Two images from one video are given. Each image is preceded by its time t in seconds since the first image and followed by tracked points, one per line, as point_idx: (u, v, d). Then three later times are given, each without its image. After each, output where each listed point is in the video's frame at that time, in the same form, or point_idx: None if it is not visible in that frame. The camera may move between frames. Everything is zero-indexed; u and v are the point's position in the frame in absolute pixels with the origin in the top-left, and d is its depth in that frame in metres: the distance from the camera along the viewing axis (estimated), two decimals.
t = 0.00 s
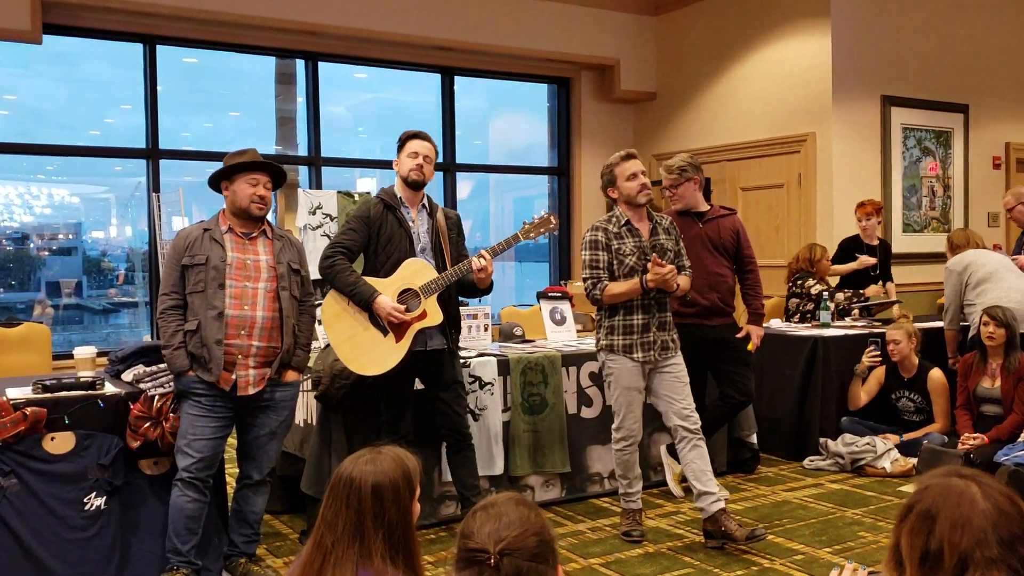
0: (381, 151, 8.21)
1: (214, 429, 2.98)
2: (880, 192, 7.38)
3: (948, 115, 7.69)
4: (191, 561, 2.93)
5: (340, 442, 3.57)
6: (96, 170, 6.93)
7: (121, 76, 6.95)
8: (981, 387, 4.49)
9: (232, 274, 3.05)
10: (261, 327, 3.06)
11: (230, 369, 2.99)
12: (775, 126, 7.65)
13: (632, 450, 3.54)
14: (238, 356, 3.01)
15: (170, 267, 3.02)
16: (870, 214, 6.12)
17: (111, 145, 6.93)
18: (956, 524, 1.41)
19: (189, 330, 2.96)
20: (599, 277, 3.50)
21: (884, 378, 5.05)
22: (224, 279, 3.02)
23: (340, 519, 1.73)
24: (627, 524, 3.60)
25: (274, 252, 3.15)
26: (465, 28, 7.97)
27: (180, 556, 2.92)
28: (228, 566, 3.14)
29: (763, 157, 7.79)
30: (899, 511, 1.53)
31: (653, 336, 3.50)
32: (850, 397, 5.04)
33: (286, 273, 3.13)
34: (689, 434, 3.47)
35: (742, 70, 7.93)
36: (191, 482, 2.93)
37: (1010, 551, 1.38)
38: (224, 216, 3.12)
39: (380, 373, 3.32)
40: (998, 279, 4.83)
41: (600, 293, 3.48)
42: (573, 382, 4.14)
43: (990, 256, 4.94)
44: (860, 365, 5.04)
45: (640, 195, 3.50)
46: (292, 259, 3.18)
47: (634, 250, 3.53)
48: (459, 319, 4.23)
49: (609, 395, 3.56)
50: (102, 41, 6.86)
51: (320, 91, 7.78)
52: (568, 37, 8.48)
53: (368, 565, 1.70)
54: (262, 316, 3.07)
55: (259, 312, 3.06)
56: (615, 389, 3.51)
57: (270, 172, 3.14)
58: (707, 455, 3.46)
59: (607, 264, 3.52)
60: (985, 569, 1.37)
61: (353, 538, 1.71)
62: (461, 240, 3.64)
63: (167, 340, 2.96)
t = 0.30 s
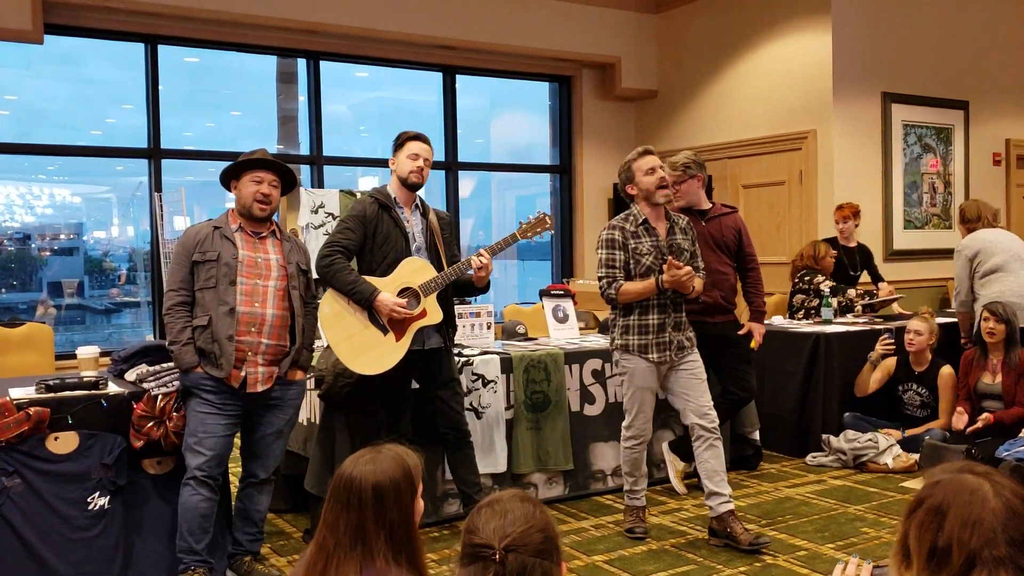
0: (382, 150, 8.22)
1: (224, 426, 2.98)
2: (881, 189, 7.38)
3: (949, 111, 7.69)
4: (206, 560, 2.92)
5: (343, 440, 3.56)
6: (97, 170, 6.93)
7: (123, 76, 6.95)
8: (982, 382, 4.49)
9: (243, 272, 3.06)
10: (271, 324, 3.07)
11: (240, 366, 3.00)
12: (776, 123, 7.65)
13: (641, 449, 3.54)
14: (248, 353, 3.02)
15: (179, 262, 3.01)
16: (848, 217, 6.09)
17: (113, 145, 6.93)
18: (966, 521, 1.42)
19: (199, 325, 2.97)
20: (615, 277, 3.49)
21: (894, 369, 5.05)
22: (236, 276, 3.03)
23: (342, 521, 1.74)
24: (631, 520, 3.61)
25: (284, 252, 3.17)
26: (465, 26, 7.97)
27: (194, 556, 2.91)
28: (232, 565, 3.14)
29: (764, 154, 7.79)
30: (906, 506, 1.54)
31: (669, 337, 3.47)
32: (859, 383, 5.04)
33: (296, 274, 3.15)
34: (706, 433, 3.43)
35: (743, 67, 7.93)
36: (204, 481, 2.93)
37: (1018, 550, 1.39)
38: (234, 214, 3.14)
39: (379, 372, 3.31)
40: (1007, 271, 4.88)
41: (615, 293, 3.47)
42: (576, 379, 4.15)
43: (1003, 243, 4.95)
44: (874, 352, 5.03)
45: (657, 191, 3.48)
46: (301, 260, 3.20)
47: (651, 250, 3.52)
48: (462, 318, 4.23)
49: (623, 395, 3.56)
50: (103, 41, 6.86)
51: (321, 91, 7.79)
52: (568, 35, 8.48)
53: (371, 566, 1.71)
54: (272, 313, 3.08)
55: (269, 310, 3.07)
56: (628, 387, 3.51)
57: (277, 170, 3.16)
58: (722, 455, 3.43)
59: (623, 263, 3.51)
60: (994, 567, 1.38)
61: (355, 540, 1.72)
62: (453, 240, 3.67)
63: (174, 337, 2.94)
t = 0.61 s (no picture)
0: (382, 149, 8.22)
1: (230, 422, 2.98)
2: (881, 187, 7.39)
3: (949, 110, 7.70)
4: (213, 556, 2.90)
5: (345, 440, 3.57)
6: (97, 170, 6.94)
7: (123, 76, 6.96)
8: (982, 380, 4.45)
9: (253, 270, 3.07)
10: (277, 323, 3.08)
11: (246, 363, 3.00)
12: (776, 122, 7.66)
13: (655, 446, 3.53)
14: (255, 350, 3.03)
15: (187, 257, 3.02)
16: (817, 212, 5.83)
17: (113, 145, 6.94)
18: (974, 520, 1.42)
19: (206, 320, 2.97)
20: (643, 270, 3.41)
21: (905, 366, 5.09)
22: (246, 273, 3.04)
23: (343, 530, 1.74)
24: (633, 519, 3.61)
25: (291, 254, 3.18)
26: (465, 26, 7.98)
27: (202, 552, 2.89)
28: (235, 565, 3.13)
29: (763, 153, 7.80)
30: (914, 503, 1.54)
31: (694, 334, 3.40)
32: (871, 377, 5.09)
33: (304, 276, 3.18)
34: (727, 437, 3.38)
35: (743, 66, 7.93)
36: (210, 476, 2.92)
37: None
38: (244, 213, 3.15)
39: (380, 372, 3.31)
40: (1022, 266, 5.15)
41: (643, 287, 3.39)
42: (577, 378, 4.15)
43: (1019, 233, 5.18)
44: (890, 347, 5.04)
45: (687, 183, 3.41)
46: (307, 262, 3.22)
47: (678, 245, 3.44)
48: (464, 317, 4.23)
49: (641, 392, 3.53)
50: (103, 41, 6.86)
51: (321, 90, 7.79)
52: (569, 34, 8.49)
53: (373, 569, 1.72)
54: (279, 312, 3.09)
55: (276, 308, 3.08)
56: (647, 386, 3.48)
57: (286, 167, 3.16)
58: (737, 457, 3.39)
59: (650, 257, 3.44)
60: (1002, 566, 1.39)
61: (358, 547, 1.73)
62: (453, 239, 3.67)
63: (181, 331, 2.95)
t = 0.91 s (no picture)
0: (382, 150, 8.22)
1: (237, 420, 2.99)
2: (881, 186, 7.39)
3: (948, 109, 7.71)
4: (235, 553, 2.87)
5: (348, 441, 3.57)
6: (97, 172, 6.94)
7: (122, 78, 6.95)
8: (984, 378, 4.43)
9: (255, 269, 3.08)
10: (279, 323, 3.08)
11: (247, 363, 3.00)
12: (775, 122, 7.66)
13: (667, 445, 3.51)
14: (256, 350, 3.02)
15: (190, 257, 3.02)
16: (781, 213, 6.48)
17: (113, 146, 6.93)
18: (978, 521, 1.42)
19: (208, 319, 2.98)
20: (677, 267, 3.39)
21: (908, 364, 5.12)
22: (248, 273, 3.05)
23: (341, 532, 1.74)
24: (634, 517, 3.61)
25: (293, 255, 3.20)
26: (464, 26, 7.98)
27: (224, 551, 2.85)
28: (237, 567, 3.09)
29: (763, 152, 7.80)
30: (917, 501, 1.55)
31: (724, 334, 3.38)
32: (876, 373, 5.04)
33: (305, 277, 3.19)
34: (741, 438, 3.36)
35: (742, 66, 7.94)
36: (224, 474, 2.91)
37: None
38: (247, 214, 3.15)
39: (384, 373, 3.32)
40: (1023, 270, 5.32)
41: (679, 284, 3.36)
42: (579, 378, 4.15)
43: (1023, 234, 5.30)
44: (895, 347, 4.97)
45: (723, 181, 3.42)
46: (308, 263, 3.24)
47: (712, 242, 3.43)
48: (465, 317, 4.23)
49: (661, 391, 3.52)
50: (102, 43, 6.86)
51: (320, 91, 7.79)
52: (568, 34, 8.49)
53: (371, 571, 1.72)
54: (280, 312, 3.09)
55: (278, 308, 3.08)
56: (670, 385, 3.47)
57: (291, 167, 3.16)
58: (747, 460, 3.39)
59: (684, 253, 3.41)
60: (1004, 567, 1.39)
61: (357, 548, 1.73)
62: (464, 238, 3.65)
63: (181, 330, 2.95)
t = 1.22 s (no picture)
0: (381, 150, 8.22)
1: (230, 425, 2.98)
2: (880, 187, 7.39)
3: (947, 109, 7.71)
4: (217, 561, 2.90)
5: (346, 442, 3.58)
6: (96, 172, 6.94)
7: (121, 78, 6.96)
8: (984, 378, 4.41)
9: (251, 271, 3.07)
10: (277, 323, 3.08)
11: (246, 364, 3.00)
12: (774, 122, 7.66)
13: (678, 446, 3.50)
14: (255, 351, 3.02)
15: (185, 259, 3.01)
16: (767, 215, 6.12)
17: (112, 146, 6.94)
18: (975, 524, 1.42)
19: (206, 322, 2.96)
20: (693, 263, 3.36)
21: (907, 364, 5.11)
22: (244, 274, 3.04)
23: (342, 529, 1.74)
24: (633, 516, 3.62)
25: (288, 255, 3.20)
26: (463, 26, 7.98)
27: (205, 557, 2.89)
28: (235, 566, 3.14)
29: (762, 153, 7.80)
30: (914, 502, 1.55)
31: (740, 335, 3.36)
32: (878, 371, 5.04)
33: (301, 276, 3.19)
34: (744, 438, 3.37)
35: (741, 66, 7.94)
36: (212, 481, 2.92)
37: None
38: (239, 215, 3.14)
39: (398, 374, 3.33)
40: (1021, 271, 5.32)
41: (692, 280, 3.33)
42: (577, 378, 4.15)
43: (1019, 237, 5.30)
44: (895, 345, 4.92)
45: (745, 179, 3.40)
46: (302, 263, 3.24)
47: (731, 240, 3.41)
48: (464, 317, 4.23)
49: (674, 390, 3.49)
50: (101, 43, 6.87)
51: (320, 91, 7.79)
52: (567, 34, 8.49)
53: (374, 569, 1.73)
54: (278, 312, 3.09)
55: (276, 309, 3.08)
56: (683, 384, 3.44)
57: (282, 166, 3.17)
58: (748, 460, 3.39)
59: (701, 250, 3.38)
60: (1002, 571, 1.39)
61: (359, 544, 1.73)
62: (476, 235, 3.65)
63: (178, 334, 2.93)
